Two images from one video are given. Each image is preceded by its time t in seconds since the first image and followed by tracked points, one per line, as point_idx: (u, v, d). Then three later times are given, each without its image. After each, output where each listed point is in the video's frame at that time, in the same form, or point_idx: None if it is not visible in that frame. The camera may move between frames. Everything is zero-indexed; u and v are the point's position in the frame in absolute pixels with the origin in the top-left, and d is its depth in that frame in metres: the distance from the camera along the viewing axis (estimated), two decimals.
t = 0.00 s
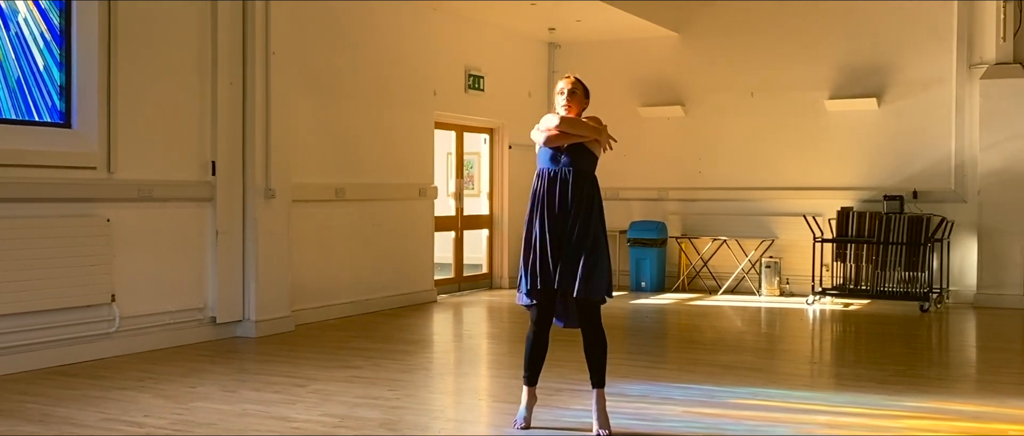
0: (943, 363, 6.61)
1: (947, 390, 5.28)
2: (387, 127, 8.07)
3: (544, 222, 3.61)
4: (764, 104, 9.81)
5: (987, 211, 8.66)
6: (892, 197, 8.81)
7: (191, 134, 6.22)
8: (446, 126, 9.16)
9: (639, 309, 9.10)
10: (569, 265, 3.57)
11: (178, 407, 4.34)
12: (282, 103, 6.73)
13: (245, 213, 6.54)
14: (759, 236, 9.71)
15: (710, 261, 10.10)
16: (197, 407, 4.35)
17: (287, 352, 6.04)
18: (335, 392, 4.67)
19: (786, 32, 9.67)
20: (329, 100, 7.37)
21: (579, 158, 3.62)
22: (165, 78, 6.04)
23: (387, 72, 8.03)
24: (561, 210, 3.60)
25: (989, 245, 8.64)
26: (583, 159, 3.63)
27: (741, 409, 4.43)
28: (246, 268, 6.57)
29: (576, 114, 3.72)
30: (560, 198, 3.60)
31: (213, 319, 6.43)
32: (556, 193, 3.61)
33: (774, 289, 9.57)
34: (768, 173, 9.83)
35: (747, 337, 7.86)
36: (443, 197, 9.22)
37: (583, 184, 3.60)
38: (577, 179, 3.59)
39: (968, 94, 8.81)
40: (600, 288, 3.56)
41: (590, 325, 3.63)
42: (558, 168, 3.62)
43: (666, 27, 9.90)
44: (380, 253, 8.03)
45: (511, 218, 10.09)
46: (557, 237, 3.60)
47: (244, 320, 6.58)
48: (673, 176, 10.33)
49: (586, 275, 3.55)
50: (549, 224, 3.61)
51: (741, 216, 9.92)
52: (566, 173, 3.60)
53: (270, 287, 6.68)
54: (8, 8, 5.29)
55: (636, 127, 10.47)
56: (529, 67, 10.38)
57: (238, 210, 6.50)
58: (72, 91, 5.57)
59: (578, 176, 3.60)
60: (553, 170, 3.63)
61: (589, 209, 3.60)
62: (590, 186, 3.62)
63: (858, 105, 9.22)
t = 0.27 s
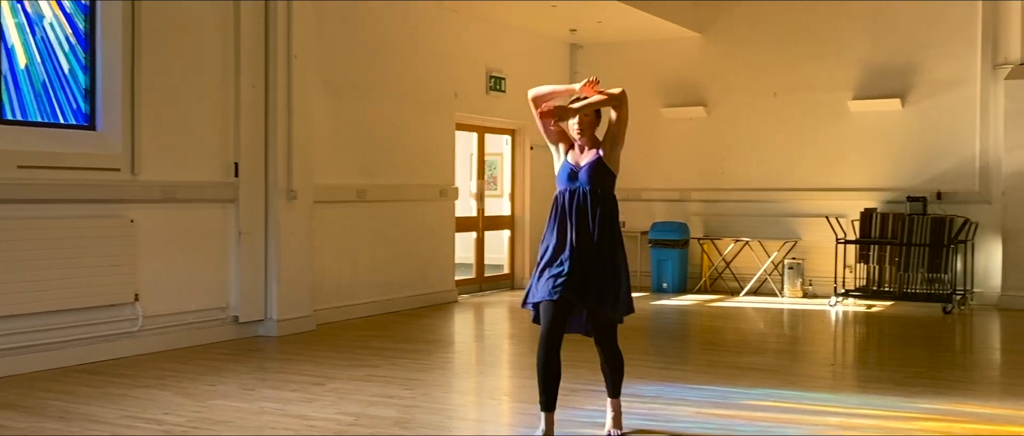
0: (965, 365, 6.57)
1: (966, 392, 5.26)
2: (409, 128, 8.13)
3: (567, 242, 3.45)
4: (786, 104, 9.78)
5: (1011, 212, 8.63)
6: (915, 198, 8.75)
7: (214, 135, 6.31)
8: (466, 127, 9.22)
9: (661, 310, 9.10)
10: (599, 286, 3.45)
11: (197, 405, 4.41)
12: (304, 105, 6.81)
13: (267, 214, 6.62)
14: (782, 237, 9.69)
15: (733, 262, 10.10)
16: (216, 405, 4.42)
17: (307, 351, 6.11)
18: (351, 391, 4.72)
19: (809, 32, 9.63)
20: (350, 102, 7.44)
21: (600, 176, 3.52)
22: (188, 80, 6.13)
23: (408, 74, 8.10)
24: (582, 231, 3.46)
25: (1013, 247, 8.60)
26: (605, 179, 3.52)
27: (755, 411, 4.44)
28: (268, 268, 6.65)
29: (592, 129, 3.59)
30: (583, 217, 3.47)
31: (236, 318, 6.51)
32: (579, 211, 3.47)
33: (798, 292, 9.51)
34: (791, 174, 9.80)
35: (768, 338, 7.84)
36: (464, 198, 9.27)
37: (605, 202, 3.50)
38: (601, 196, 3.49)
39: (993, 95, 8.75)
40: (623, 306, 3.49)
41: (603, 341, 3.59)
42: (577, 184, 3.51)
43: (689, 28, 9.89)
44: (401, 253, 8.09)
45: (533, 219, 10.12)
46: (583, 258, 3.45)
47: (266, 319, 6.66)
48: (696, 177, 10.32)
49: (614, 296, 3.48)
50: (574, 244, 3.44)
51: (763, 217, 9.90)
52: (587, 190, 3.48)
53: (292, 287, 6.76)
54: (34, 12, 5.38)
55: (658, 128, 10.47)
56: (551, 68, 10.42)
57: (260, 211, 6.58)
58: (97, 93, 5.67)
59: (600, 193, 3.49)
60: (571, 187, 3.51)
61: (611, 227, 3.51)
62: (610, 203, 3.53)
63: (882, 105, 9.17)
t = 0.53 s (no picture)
0: (987, 368, 6.52)
1: (984, 396, 5.24)
2: (429, 130, 8.19)
3: (562, 281, 3.25)
4: (809, 105, 9.74)
5: None
6: (937, 201, 8.70)
7: (236, 137, 6.38)
8: (487, 129, 9.27)
9: (683, 312, 9.10)
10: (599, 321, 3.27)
11: (217, 404, 4.47)
12: (325, 107, 6.87)
13: (289, 215, 6.69)
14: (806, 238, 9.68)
15: (756, 264, 10.09)
16: (235, 404, 4.48)
17: (328, 351, 6.17)
18: (368, 391, 4.77)
19: (831, 32, 9.57)
20: (370, 103, 7.50)
21: (599, 214, 3.30)
22: (211, 82, 6.20)
23: (429, 75, 8.15)
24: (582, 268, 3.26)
25: None
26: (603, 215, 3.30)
27: (768, 413, 4.44)
28: (289, 269, 6.71)
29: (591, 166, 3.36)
30: (581, 254, 3.26)
31: (258, 317, 6.59)
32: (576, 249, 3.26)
33: (821, 293, 9.46)
34: (813, 175, 9.76)
35: (791, 339, 7.83)
36: (485, 199, 9.32)
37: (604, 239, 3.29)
38: (600, 234, 3.28)
39: (1019, 96, 8.70)
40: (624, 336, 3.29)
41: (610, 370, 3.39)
42: (575, 221, 3.30)
43: (710, 29, 9.88)
44: (421, 254, 8.14)
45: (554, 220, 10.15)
46: (581, 297, 3.25)
47: (287, 319, 6.73)
48: (717, 178, 10.30)
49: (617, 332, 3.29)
50: (570, 283, 3.25)
51: (786, 218, 9.88)
52: (585, 227, 3.28)
53: (313, 287, 6.82)
54: (58, 17, 5.47)
55: (680, 129, 10.46)
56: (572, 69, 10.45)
57: (282, 212, 6.65)
58: (120, 96, 5.75)
59: (600, 231, 3.29)
60: (568, 225, 3.30)
61: (613, 264, 3.30)
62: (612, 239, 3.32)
63: (905, 106, 9.12)
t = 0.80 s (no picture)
0: (1003, 370, 6.46)
1: (998, 398, 5.18)
2: (444, 130, 8.21)
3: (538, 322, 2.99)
4: (826, 105, 9.69)
5: None
6: (956, 201, 8.66)
7: (251, 137, 6.43)
8: (502, 129, 9.28)
9: (698, 313, 9.07)
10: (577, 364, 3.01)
11: (226, 402, 4.50)
12: (339, 107, 6.90)
13: (302, 214, 6.72)
14: (823, 240, 9.60)
15: (773, 265, 10.02)
16: (244, 402, 4.51)
17: (339, 350, 6.19)
18: (376, 390, 4.79)
19: (849, 31, 9.51)
20: (384, 103, 7.53)
21: (580, 252, 3.02)
22: (225, 82, 6.25)
23: (443, 75, 8.17)
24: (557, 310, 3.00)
25: None
26: (586, 254, 3.02)
27: (776, 414, 4.41)
28: (303, 268, 6.75)
29: (575, 198, 3.07)
30: (555, 296, 3.02)
31: (271, 316, 6.63)
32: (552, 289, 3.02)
33: (837, 295, 9.43)
34: (830, 175, 9.71)
35: (805, 340, 7.79)
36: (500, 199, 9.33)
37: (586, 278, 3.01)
38: (581, 273, 3.01)
39: None
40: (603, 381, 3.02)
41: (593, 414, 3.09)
42: (557, 260, 3.04)
43: (727, 28, 9.84)
44: (436, 253, 8.16)
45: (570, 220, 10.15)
46: (557, 339, 2.99)
47: (301, 318, 6.76)
48: (734, 179, 10.27)
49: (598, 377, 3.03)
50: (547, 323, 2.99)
51: (803, 219, 9.83)
52: (566, 265, 3.02)
53: (326, 287, 6.85)
54: (74, 17, 5.54)
55: (696, 129, 10.44)
56: (588, 69, 10.45)
57: (296, 211, 6.69)
58: (135, 96, 5.80)
59: (582, 269, 3.01)
60: (548, 263, 3.05)
61: (593, 306, 3.03)
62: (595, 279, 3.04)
63: (924, 106, 9.05)
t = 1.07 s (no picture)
0: (1012, 371, 6.39)
1: (1003, 399, 5.12)
2: (449, 128, 8.19)
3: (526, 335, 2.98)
4: (835, 104, 9.62)
5: None
6: (965, 200, 8.59)
7: (253, 134, 6.42)
8: (509, 127, 9.26)
9: (705, 313, 9.03)
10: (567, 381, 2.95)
11: (223, 399, 4.50)
12: (343, 104, 6.89)
13: (305, 211, 6.71)
14: (831, 239, 9.54)
15: (781, 264, 9.97)
16: (241, 399, 4.50)
17: (341, 348, 6.18)
18: (374, 388, 4.77)
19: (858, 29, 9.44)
20: (388, 101, 7.52)
21: (573, 268, 2.96)
22: (228, 79, 6.24)
23: (448, 73, 8.15)
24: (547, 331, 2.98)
25: None
26: (580, 271, 2.96)
27: (775, 414, 4.37)
28: (306, 266, 6.74)
29: (569, 214, 2.99)
30: (548, 310, 2.98)
31: (274, 314, 6.62)
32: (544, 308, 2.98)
33: (846, 295, 9.35)
34: (839, 174, 9.66)
35: (812, 341, 7.73)
36: (507, 197, 9.33)
37: (579, 298, 2.95)
38: (573, 288, 2.95)
39: None
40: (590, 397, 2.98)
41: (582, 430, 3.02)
42: (551, 276, 2.98)
43: (735, 26, 9.79)
44: (441, 252, 8.15)
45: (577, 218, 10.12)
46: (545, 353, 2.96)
47: (303, 316, 6.76)
48: (742, 178, 10.22)
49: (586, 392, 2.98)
50: (535, 336, 2.97)
51: (811, 219, 9.77)
52: (559, 281, 2.96)
53: (329, 285, 6.84)
54: (76, 14, 5.54)
55: (704, 128, 10.39)
56: (596, 67, 10.42)
57: (299, 209, 6.69)
58: (136, 93, 5.80)
59: (575, 289, 2.95)
60: (542, 279, 3.00)
61: (586, 322, 2.98)
62: (589, 298, 2.98)
63: (933, 105, 8.98)
